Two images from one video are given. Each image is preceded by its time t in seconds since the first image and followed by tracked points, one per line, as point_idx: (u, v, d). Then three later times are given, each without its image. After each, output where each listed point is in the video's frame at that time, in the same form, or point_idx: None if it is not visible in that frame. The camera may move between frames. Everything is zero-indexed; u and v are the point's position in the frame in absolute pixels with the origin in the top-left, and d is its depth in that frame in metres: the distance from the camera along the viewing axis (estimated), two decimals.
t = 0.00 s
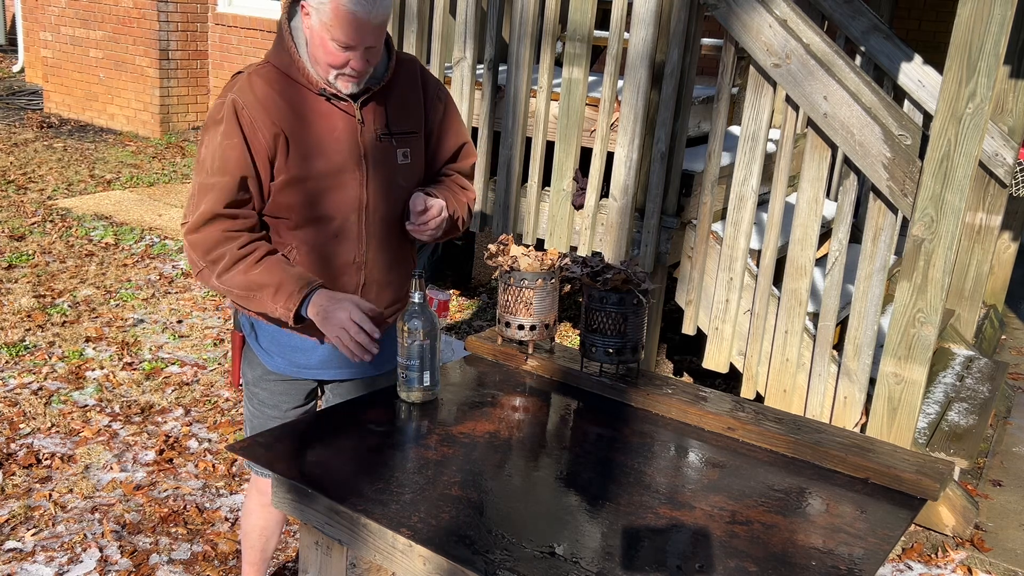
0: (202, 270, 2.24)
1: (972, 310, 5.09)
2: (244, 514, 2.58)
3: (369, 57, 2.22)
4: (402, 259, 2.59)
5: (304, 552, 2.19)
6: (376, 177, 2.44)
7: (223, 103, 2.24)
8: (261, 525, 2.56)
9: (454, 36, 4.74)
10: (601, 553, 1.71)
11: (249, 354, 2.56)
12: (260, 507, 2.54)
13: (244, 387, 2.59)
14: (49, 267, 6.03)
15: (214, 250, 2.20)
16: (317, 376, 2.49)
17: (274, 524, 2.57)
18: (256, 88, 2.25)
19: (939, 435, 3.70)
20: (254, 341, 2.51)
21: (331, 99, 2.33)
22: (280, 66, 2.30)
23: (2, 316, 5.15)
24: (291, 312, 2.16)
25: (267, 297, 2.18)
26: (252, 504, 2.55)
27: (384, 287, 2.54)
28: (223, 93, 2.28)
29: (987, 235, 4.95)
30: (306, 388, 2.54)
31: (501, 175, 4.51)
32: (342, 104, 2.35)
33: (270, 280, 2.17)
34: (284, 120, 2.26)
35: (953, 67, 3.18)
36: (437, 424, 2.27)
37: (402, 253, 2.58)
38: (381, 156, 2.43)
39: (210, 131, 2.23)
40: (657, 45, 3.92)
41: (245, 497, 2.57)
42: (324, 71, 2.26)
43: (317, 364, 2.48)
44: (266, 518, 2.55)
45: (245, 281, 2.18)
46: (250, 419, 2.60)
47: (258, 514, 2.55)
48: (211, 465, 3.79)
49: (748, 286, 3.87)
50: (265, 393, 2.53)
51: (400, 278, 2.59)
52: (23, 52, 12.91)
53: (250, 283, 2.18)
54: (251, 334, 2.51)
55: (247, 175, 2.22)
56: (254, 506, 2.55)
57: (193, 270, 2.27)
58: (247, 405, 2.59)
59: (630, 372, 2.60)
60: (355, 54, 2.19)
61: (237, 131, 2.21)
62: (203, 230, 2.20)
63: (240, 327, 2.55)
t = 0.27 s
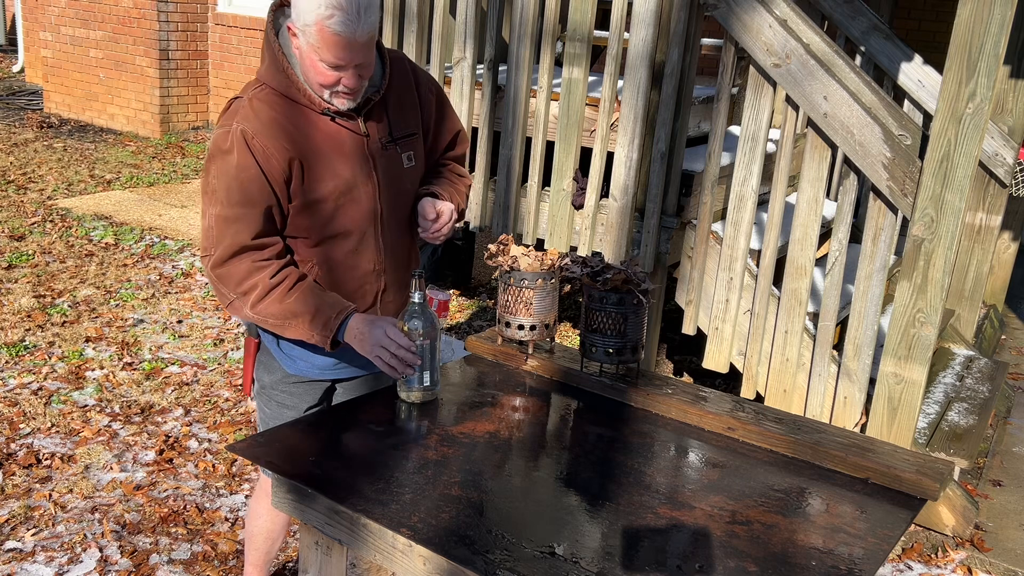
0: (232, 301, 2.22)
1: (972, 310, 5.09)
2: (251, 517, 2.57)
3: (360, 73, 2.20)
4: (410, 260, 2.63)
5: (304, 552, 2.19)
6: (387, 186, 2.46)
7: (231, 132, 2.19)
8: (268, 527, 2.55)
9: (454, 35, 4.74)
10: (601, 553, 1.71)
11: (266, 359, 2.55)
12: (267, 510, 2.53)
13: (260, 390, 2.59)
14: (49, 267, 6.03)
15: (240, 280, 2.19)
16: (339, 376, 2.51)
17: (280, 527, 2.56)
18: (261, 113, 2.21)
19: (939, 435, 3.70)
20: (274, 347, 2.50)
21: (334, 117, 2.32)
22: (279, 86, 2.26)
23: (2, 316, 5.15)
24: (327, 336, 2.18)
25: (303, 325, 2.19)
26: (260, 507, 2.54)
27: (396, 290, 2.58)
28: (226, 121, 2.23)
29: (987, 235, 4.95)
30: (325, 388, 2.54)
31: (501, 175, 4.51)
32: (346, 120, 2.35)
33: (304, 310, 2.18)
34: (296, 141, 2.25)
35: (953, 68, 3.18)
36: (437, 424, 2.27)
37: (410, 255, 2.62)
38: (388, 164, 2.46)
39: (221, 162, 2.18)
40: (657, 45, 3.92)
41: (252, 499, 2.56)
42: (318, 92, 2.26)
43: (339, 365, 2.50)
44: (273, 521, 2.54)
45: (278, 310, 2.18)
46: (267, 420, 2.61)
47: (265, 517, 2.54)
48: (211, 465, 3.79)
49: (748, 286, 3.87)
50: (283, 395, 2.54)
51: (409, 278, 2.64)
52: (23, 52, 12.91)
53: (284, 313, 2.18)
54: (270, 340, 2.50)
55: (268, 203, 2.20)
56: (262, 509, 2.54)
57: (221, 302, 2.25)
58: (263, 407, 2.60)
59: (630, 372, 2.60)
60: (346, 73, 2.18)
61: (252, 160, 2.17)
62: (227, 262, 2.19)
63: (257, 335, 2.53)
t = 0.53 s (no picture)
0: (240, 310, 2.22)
1: (972, 310, 5.09)
2: (254, 521, 2.57)
3: (360, 71, 2.19)
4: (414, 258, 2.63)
5: (304, 552, 2.19)
6: (392, 185, 2.46)
7: (234, 139, 2.18)
8: (270, 531, 2.55)
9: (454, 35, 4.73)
10: (600, 553, 1.71)
11: (276, 363, 2.54)
12: (270, 514, 2.53)
13: (268, 394, 2.59)
14: (49, 267, 6.03)
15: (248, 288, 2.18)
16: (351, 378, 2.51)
17: (282, 530, 2.56)
18: (264, 119, 2.20)
19: (939, 435, 3.70)
20: (285, 351, 2.49)
21: (336, 118, 2.32)
22: (280, 90, 2.25)
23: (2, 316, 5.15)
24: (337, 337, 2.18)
25: (312, 329, 2.18)
26: (262, 512, 2.54)
27: (403, 288, 2.59)
28: (229, 128, 2.21)
29: (987, 235, 4.94)
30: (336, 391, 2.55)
31: (501, 175, 4.51)
32: (348, 121, 2.34)
33: (314, 315, 2.18)
34: (300, 144, 2.24)
35: (953, 68, 3.18)
36: (437, 424, 2.27)
37: (415, 253, 2.63)
38: (392, 163, 2.46)
39: (226, 170, 2.16)
40: (657, 45, 3.92)
41: (255, 504, 2.56)
42: (320, 92, 2.24)
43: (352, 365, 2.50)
44: (275, 525, 2.54)
45: (287, 315, 2.18)
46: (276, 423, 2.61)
47: (267, 522, 2.54)
48: (211, 465, 3.79)
49: (748, 286, 3.87)
50: (294, 399, 2.54)
51: (413, 276, 2.65)
52: (23, 52, 12.91)
53: (293, 319, 2.18)
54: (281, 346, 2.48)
55: (276, 210, 2.19)
56: (265, 514, 2.54)
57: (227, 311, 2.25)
58: (274, 410, 2.59)
59: (630, 372, 2.60)
60: (345, 71, 2.16)
61: (257, 167, 2.16)
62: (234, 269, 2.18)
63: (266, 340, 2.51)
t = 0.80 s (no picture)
0: (222, 292, 2.22)
1: (972, 310, 5.09)
2: (252, 522, 2.57)
3: (366, 55, 2.20)
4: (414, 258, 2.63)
5: (304, 552, 2.19)
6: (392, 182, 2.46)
7: (235, 123, 2.19)
8: (268, 532, 2.56)
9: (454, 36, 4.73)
10: (601, 553, 1.71)
11: (272, 365, 2.54)
12: (268, 515, 2.54)
13: (265, 396, 2.59)
14: (49, 267, 6.03)
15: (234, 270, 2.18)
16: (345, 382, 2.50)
17: (280, 531, 2.57)
18: (267, 105, 2.21)
19: (939, 435, 3.70)
20: (280, 352, 2.49)
21: (342, 109, 2.33)
22: (286, 79, 2.26)
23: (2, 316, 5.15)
24: (311, 319, 2.17)
25: (289, 309, 2.17)
26: (260, 513, 2.55)
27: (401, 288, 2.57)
28: (232, 113, 2.23)
29: (987, 235, 4.94)
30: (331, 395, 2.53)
31: (501, 175, 4.51)
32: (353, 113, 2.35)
33: (292, 296, 2.16)
34: (301, 133, 2.25)
35: (953, 67, 3.18)
36: (437, 424, 2.27)
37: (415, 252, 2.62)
38: (394, 160, 2.46)
39: (224, 153, 2.18)
40: (657, 45, 3.92)
41: (253, 505, 2.57)
42: (324, 75, 2.24)
43: (346, 369, 2.49)
44: (273, 526, 2.55)
45: (265, 296, 2.17)
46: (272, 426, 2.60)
47: (266, 522, 2.55)
48: (211, 465, 3.79)
49: (748, 286, 3.87)
50: (289, 402, 2.54)
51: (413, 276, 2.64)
52: (23, 52, 12.91)
53: (271, 300, 2.17)
54: (277, 347, 2.49)
55: (269, 195, 2.20)
56: (263, 516, 2.54)
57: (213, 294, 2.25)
58: (268, 412, 2.59)
59: (630, 372, 2.60)
60: (350, 53, 2.17)
61: (254, 152, 2.17)
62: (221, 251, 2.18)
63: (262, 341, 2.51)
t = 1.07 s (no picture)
0: (200, 258, 2.21)
1: (972, 310, 5.09)
2: (250, 522, 2.57)
3: (370, 37, 2.21)
4: (415, 258, 2.58)
5: (304, 552, 2.19)
6: (394, 178, 2.44)
7: (237, 102, 2.23)
8: (267, 532, 2.56)
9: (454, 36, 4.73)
10: (601, 553, 1.71)
11: (267, 364, 2.54)
12: (267, 515, 2.54)
13: (260, 396, 2.59)
14: (49, 267, 6.03)
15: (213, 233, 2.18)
16: (337, 382, 2.48)
17: (279, 531, 2.57)
18: (270, 87, 2.23)
19: (939, 435, 3.70)
20: (273, 350, 2.48)
21: (348, 98, 2.33)
22: (294, 67, 2.29)
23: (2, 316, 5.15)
24: (271, 260, 2.12)
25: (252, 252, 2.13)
26: (258, 512, 2.55)
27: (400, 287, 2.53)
28: (237, 94, 2.26)
29: (987, 235, 4.94)
30: (323, 396, 2.52)
31: (501, 175, 4.51)
32: (358, 103, 2.35)
33: (255, 240, 2.14)
34: (301, 117, 2.26)
35: (953, 67, 3.18)
36: (437, 424, 2.27)
37: (417, 253, 2.59)
38: (397, 156, 2.44)
39: (223, 131, 2.21)
40: (657, 45, 3.92)
41: (251, 505, 2.57)
42: (330, 58, 2.26)
43: (337, 369, 2.47)
44: (272, 526, 2.55)
45: (230, 246, 2.15)
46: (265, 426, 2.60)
47: (264, 522, 2.55)
48: (211, 465, 3.79)
49: (748, 286, 3.87)
50: (282, 401, 2.53)
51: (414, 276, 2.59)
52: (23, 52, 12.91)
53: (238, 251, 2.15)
54: (269, 342, 2.48)
55: (261, 172, 2.20)
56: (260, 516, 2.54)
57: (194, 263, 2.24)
58: (261, 411, 2.58)
59: (630, 372, 2.61)
60: (353, 32, 2.19)
61: (249, 127, 2.18)
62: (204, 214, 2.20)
63: (257, 336, 2.51)
